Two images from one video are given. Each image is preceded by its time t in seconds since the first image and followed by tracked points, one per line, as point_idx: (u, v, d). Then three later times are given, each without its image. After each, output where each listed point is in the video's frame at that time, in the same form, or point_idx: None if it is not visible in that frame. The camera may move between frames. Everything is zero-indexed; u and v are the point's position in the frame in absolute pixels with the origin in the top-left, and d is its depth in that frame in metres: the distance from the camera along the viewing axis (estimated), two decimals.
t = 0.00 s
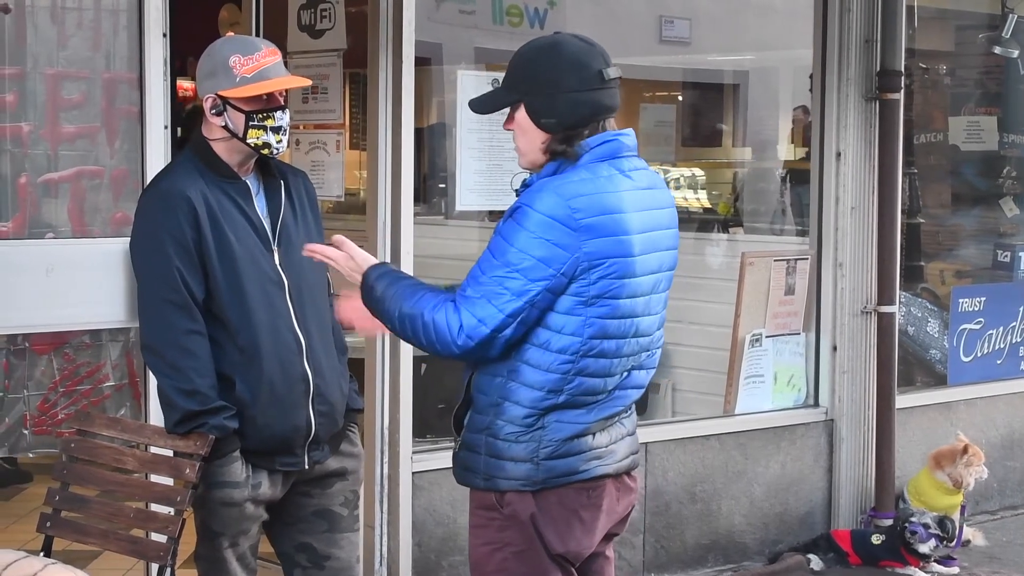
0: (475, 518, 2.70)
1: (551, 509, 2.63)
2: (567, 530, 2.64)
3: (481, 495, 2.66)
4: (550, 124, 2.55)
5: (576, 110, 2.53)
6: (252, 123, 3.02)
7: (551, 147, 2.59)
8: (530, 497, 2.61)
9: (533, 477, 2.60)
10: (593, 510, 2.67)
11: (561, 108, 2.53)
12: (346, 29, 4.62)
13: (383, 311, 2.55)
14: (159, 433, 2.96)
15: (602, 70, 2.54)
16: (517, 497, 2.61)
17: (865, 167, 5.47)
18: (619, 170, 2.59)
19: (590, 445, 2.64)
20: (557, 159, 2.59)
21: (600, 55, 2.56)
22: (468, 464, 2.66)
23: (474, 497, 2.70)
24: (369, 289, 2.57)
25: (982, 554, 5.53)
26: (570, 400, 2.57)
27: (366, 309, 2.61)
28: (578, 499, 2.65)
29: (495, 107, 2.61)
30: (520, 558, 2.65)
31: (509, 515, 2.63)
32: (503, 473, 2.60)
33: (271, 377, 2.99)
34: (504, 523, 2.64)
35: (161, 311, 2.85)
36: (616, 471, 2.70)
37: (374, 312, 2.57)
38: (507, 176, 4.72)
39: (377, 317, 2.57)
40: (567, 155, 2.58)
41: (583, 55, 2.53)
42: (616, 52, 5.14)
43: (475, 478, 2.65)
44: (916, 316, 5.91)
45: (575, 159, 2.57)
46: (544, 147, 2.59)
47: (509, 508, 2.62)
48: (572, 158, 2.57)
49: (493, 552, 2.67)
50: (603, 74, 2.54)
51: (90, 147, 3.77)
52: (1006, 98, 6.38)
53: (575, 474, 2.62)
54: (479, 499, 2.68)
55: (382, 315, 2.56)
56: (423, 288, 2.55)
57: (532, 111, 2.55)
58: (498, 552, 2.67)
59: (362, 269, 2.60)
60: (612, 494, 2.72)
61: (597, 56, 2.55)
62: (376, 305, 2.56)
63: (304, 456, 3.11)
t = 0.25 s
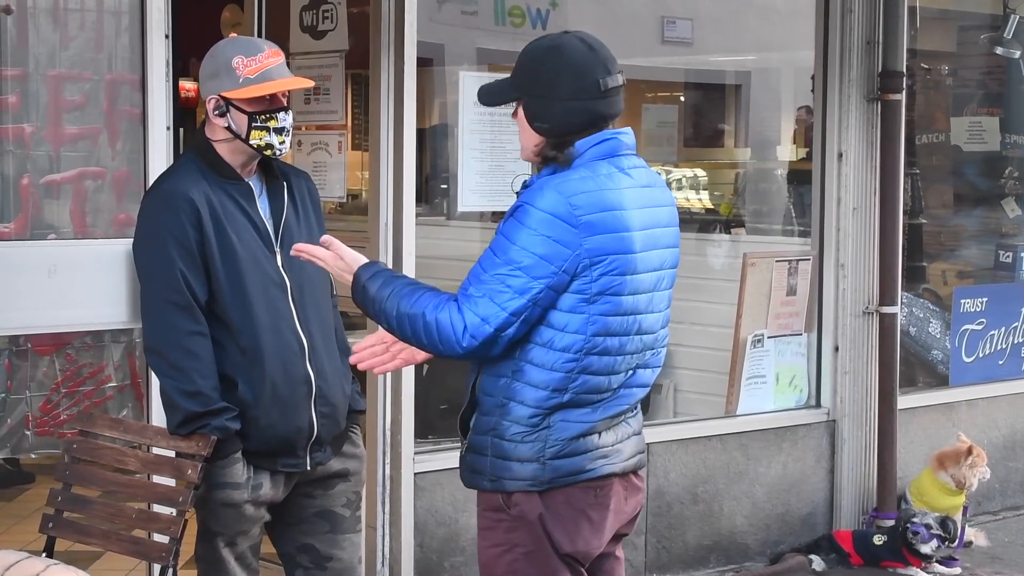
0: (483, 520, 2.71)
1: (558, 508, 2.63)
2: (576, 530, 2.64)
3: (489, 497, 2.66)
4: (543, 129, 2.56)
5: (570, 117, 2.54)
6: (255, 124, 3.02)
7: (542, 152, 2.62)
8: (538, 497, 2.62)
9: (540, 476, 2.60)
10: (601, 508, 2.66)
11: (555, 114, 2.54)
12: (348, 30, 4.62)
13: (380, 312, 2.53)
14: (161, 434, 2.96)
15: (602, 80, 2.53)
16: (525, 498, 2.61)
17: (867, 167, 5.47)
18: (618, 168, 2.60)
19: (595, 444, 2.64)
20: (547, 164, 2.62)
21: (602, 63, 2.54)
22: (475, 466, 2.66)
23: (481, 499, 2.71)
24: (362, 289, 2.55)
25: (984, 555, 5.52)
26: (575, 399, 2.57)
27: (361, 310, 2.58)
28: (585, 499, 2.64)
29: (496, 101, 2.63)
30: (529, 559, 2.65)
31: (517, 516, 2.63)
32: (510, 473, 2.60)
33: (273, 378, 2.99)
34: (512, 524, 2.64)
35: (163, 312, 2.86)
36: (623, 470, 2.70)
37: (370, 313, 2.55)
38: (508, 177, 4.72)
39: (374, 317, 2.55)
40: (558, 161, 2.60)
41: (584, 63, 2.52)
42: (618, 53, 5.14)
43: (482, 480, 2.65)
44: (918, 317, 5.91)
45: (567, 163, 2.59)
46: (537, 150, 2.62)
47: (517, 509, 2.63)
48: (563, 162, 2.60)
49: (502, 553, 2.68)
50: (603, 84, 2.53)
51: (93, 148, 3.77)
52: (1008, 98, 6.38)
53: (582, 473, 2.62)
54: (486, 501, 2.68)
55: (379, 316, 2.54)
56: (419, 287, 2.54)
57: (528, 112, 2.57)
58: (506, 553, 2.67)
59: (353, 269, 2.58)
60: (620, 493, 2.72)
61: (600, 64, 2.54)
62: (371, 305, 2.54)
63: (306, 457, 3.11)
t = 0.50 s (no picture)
0: (486, 520, 2.71)
1: (561, 508, 2.63)
2: (579, 529, 2.64)
3: (492, 498, 2.66)
4: (538, 130, 2.57)
5: (566, 118, 2.54)
6: (257, 125, 3.02)
7: (537, 153, 2.63)
8: (540, 497, 2.62)
9: (543, 476, 2.60)
10: (604, 508, 2.66)
11: (550, 115, 2.55)
12: (348, 31, 4.63)
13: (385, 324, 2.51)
14: (162, 434, 2.96)
15: (598, 83, 2.54)
16: (527, 498, 2.61)
17: (867, 168, 5.47)
18: (614, 167, 2.60)
19: (598, 443, 2.64)
20: (540, 165, 2.64)
21: (600, 65, 2.55)
22: (479, 467, 2.66)
23: (485, 500, 2.71)
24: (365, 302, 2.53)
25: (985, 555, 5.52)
26: (576, 398, 2.57)
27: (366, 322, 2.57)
28: (588, 499, 2.64)
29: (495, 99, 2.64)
30: (533, 559, 2.66)
31: (520, 516, 2.63)
32: (513, 474, 2.60)
33: (275, 379, 2.99)
34: (515, 524, 2.64)
35: (164, 312, 2.86)
36: (627, 469, 2.70)
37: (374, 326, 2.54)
38: (509, 178, 4.73)
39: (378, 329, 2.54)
40: (551, 162, 2.62)
41: (580, 64, 2.52)
42: (619, 54, 5.14)
43: (485, 481, 2.65)
44: (919, 317, 5.91)
45: (561, 165, 2.60)
46: (532, 149, 2.63)
47: (520, 509, 2.63)
48: (557, 164, 2.61)
49: (505, 553, 2.68)
50: (599, 86, 2.54)
51: (93, 148, 3.77)
52: (1009, 98, 6.38)
53: (585, 472, 2.62)
54: (490, 501, 2.68)
55: (383, 327, 2.53)
56: (422, 296, 2.53)
57: (525, 113, 2.57)
58: (509, 553, 2.67)
59: (355, 280, 2.58)
60: (623, 492, 2.72)
61: (597, 66, 2.54)
62: (374, 317, 2.53)
63: (307, 458, 3.11)
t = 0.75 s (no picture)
0: (479, 519, 2.71)
1: (553, 509, 2.63)
2: (570, 530, 2.64)
3: (484, 496, 2.67)
4: (537, 130, 2.57)
5: (565, 119, 2.55)
6: (262, 125, 3.03)
7: (535, 153, 2.64)
8: (531, 496, 2.62)
9: (535, 477, 2.60)
10: (595, 509, 2.66)
11: (549, 116, 2.55)
12: (351, 31, 4.63)
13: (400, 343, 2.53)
14: (164, 434, 2.96)
15: (597, 84, 2.54)
16: (519, 497, 2.62)
17: (869, 168, 5.47)
18: (612, 169, 2.60)
19: (591, 444, 2.64)
20: (539, 165, 2.64)
21: (599, 67, 2.54)
22: (472, 466, 2.67)
23: (477, 498, 2.71)
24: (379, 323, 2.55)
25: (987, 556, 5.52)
26: (571, 399, 2.58)
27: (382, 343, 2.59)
28: (580, 499, 2.65)
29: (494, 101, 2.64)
30: (523, 558, 2.65)
31: (511, 515, 2.63)
32: (505, 473, 2.61)
33: (278, 379, 2.99)
34: (506, 523, 2.65)
35: (167, 312, 2.86)
36: (620, 471, 2.70)
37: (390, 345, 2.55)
38: (510, 178, 4.73)
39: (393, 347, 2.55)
40: (550, 163, 2.62)
41: (580, 66, 2.52)
42: (621, 54, 5.14)
43: (478, 480, 2.66)
44: (921, 318, 5.91)
45: (558, 165, 2.61)
46: (531, 150, 2.64)
47: (512, 508, 2.63)
48: (555, 164, 2.61)
49: (497, 552, 2.67)
50: (598, 88, 2.54)
51: (96, 148, 3.78)
52: (1011, 99, 6.38)
53: (577, 473, 2.62)
54: (482, 500, 2.68)
55: (397, 346, 2.54)
56: (431, 312, 2.55)
57: (524, 113, 2.58)
58: (501, 552, 2.67)
59: (366, 304, 2.58)
60: (615, 494, 2.72)
61: (596, 68, 2.54)
62: (388, 337, 2.55)
63: (309, 458, 3.12)
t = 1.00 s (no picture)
0: (473, 517, 2.71)
1: (546, 509, 2.63)
2: (563, 530, 2.64)
3: (478, 494, 2.67)
4: (539, 130, 2.57)
5: (567, 119, 2.54)
6: (265, 126, 3.03)
7: (538, 154, 2.63)
8: (525, 496, 2.62)
9: (529, 476, 2.60)
10: (588, 510, 2.66)
11: (551, 116, 2.54)
12: (354, 31, 4.63)
13: (396, 341, 2.54)
14: (167, 434, 2.97)
15: (599, 83, 2.54)
16: (513, 497, 2.62)
17: (872, 168, 5.47)
18: (613, 172, 2.60)
19: (585, 445, 2.64)
20: (543, 165, 2.64)
21: (601, 66, 2.55)
22: (465, 464, 2.67)
23: (471, 496, 2.71)
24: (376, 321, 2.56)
25: (990, 556, 5.51)
26: (567, 401, 2.58)
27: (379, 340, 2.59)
28: (573, 499, 2.65)
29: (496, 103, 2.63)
30: (516, 557, 2.65)
31: (505, 514, 2.63)
32: (499, 472, 2.61)
33: (282, 379, 2.99)
34: (499, 522, 2.65)
35: (171, 312, 2.86)
36: (612, 472, 2.71)
37: (386, 342, 2.56)
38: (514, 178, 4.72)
39: (389, 345, 2.56)
40: (552, 163, 2.62)
41: (581, 65, 2.53)
42: (624, 54, 5.14)
43: (471, 478, 2.66)
44: (924, 318, 5.90)
45: (561, 166, 2.60)
46: (533, 151, 2.63)
47: (505, 507, 2.63)
48: (558, 164, 2.60)
49: (490, 550, 2.67)
50: (600, 87, 2.54)
51: (99, 149, 3.78)
52: (1013, 99, 6.37)
53: (571, 474, 2.63)
54: (476, 497, 2.68)
55: (394, 344, 2.55)
56: (430, 311, 2.55)
57: (527, 114, 2.57)
58: (494, 550, 2.67)
59: (362, 302, 2.59)
60: (607, 495, 2.72)
61: (598, 68, 2.54)
62: (384, 334, 2.55)
63: (312, 458, 3.12)
